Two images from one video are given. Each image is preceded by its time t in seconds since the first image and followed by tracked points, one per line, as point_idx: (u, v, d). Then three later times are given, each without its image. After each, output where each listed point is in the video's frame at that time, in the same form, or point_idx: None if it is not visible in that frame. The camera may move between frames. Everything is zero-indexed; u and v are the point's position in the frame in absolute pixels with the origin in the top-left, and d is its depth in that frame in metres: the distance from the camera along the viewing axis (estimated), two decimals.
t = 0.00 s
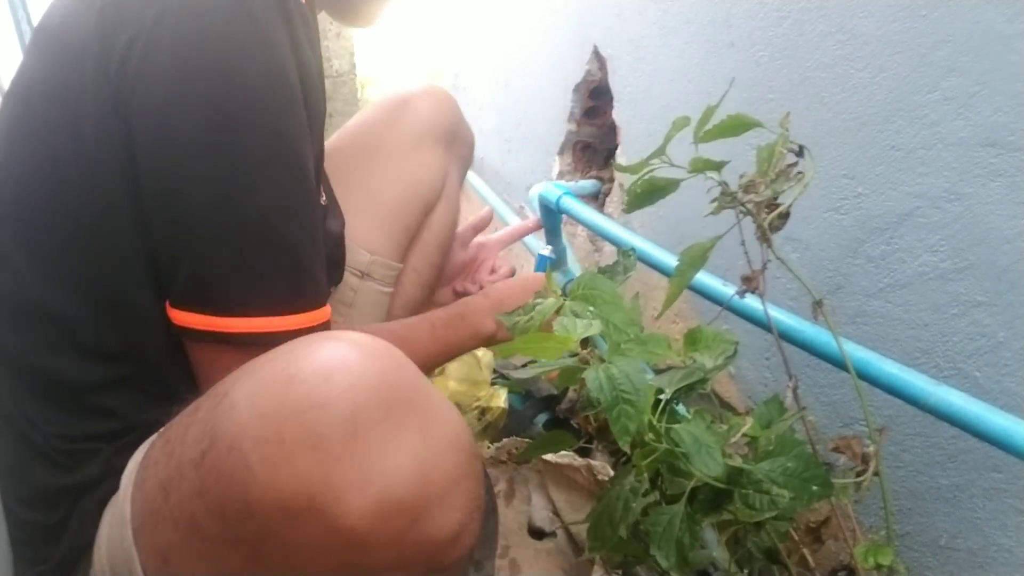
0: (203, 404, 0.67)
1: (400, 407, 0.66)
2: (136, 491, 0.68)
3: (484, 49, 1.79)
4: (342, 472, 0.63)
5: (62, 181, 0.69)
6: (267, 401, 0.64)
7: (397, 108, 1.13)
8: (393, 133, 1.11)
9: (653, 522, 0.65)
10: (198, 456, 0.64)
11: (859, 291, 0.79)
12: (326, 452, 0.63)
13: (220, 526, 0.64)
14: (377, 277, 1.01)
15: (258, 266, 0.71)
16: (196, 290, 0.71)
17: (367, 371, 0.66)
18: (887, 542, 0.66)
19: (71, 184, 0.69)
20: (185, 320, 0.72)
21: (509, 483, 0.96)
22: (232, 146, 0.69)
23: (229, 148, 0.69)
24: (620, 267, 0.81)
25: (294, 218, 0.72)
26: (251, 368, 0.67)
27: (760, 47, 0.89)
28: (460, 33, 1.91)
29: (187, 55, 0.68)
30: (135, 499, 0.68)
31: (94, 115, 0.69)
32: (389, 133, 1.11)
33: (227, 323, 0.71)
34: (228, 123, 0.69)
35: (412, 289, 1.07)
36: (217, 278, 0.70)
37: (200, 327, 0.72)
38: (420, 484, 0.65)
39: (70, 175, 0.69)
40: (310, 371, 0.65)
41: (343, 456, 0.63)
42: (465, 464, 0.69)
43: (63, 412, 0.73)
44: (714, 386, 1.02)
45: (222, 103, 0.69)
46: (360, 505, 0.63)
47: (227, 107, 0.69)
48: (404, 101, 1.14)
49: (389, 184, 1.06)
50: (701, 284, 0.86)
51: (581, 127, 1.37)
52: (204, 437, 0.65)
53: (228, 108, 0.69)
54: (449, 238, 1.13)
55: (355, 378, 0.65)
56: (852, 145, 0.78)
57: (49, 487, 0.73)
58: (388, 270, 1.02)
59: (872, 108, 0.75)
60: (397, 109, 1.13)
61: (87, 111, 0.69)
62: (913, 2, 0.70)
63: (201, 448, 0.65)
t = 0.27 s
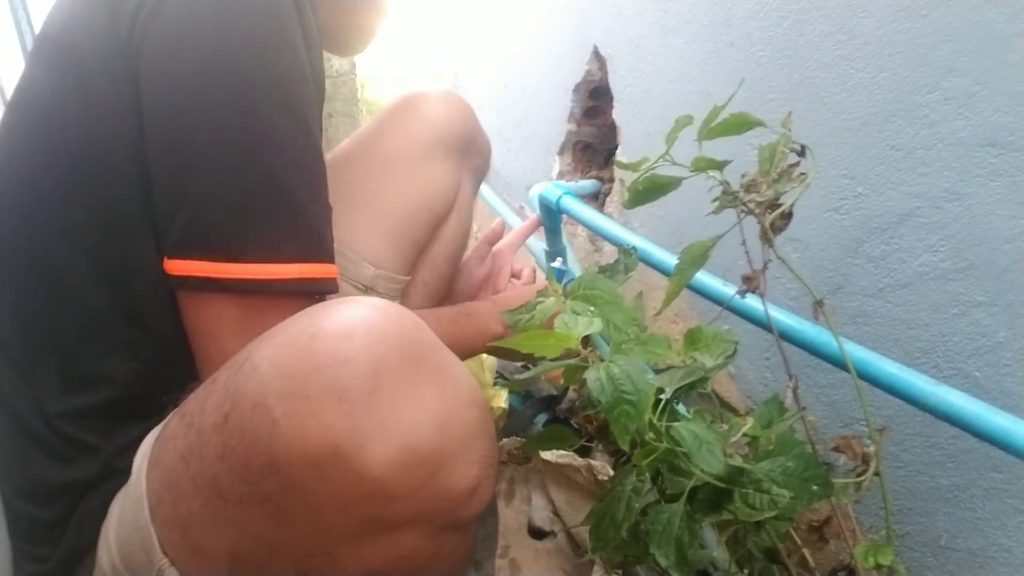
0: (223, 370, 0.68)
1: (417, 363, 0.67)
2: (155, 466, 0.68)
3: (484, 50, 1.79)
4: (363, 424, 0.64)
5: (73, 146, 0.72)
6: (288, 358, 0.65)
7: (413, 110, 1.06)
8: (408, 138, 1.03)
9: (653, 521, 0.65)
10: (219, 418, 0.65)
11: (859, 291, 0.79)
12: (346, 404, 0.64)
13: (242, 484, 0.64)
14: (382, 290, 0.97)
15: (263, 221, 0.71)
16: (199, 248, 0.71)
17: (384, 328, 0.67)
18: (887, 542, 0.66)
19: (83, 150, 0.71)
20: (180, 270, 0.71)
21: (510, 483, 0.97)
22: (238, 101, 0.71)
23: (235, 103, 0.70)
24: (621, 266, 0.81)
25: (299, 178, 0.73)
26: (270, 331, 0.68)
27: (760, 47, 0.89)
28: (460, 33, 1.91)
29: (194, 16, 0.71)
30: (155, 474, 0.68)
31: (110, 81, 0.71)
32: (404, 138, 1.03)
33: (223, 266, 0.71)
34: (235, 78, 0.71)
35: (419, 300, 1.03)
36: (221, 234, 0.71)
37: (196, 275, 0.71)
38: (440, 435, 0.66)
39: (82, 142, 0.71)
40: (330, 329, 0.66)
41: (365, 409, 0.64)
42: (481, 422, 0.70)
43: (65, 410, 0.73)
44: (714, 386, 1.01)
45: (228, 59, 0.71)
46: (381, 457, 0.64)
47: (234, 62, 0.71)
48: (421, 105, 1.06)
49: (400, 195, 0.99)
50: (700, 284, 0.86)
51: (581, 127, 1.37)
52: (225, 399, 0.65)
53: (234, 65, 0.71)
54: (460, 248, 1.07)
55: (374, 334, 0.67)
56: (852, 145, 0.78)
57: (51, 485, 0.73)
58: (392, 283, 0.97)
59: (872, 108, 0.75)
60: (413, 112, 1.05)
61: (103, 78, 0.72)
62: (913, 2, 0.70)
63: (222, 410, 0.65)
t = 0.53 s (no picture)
0: (229, 361, 0.68)
1: (423, 350, 0.68)
2: (161, 459, 0.68)
3: (484, 50, 1.79)
4: (370, 410, 0.64)
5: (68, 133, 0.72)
6: (296, 346, 0.65)
7: (418, 114, 1.06)
8: (414, 143, 1.03)
9: (653, 520, 0.65)
10: (226, 406, 0.65)
11: (859, 291, 0.79)
12: (354, 390, 0.64)
13: (250, 473, 0.64)
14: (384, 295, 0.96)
15: (256, 203, 0.71)
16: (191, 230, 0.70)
17: (390, 316, 0.68)
18: (887, 542, 0.66)
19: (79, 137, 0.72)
20: (174, 240, 0.70)
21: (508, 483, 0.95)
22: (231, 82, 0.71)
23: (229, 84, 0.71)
24: (623, 268, 0.81)
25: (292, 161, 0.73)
26: (277, 321, 0.68)
27: (760, 47, 0.89)
28: (460, 33, 1.91)
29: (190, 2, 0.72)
30: (161, 467, 0.68)
31: (106, 71, 0.73)
32: (410, 143, 1.03)
33: (217, 234, 0.70)
34: (230, 61, 0.71)
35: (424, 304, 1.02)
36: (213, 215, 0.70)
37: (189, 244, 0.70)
38: (446, 421, 0.66)
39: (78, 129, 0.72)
40: (337, 317, 0.67)
41: (373, 395, 0.64)
42: (485, 410, 0.70)
43: (68, 408, 0.73)
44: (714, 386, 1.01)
45: (222, 45, 0.71)
46: (388, 443, 0.64)
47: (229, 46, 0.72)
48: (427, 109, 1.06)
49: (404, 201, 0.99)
50: (700, 284, 0.86)
51: (581, 127, 1.37)
52: (233, 388, 0.65)
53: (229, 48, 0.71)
54: (467, 254, 1.07)
55: (381, 322, 0.67)
56: (852, 144, 0.78)
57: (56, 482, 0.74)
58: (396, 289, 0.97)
59: (872, 108, 0.75)
60: (419, 117, 1.05)
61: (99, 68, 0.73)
62: (913, 2, 0.70)
63: (229, 399, 0.65)
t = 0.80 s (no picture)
0: (231, 365, 0.68)
1: (426, 355, 0.68)
2: (161, 463, 0.68)
3: (484, 50, 1.79)
4: (373, 416, 0.64)
5: (67, 130, 0.72)
6: (298, 350, 0.65)
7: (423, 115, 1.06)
8: (416, 146, 1.03)
9: (653, 520, 0.65)
10: (227, 411, 0.64)
11: (859, 291, 0.79)
12: (356, 396, 0.64)
13: (251, 478, 0.64)
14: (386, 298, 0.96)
15: (253, 205, 0.71)
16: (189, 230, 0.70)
17: (392, 321, 0.68)
18: (887, 541, 0.66)
19: (78, 136, 0.72)
20: (178, 236, 0.70)
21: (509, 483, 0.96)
22: (230, 80, 0.71)
23: (228, 83, 0.71)
24: (624, 266, 0.82)
25: (291, 161, 0.73)
26: (278, 326, 0.68)
27: (760, 47, 0.89)
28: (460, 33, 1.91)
29: None
30: (161, 470, 0.68)
31: (106, 68, 0.73)
32: (412, 144, 1.03)
33: (222, 230, 0.70)
34: (229, 59, 0.71)
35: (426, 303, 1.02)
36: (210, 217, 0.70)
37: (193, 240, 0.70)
38: (448, 427, 0.66)
39: (77, 127, 0.72)
40: (339, 322, 0.67)
41: (375, 401, 0.64)
42: (487, 415, 0.70)
43: (68, 407, 0.74)
44: (714, 386, 1.01)
45: (220, 44, 0.71)
46: (391, 449, 0.64)
47: (228, 44, 0.71)
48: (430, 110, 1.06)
49: (405, 204, 0.99)
50: (700, 284, 0.86)
51: (581, 127, 1.37)
52: (234, 393, 0.65)
53: (228, 47, 0.71)
54: (468, 254, 1.07)
55: (383, 327, 0.67)
56: (852, 145, 0.78)
57: (55, 483, 0.74)
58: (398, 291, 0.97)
59: (872, 108, 0.75)
60: (421, 118, 1.05)
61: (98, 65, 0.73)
62: (913, 2, 0.70)
63: (230, 404, 0.65)
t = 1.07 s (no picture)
0: (229, 368, 0.68)
1: (423, 359, 0.68)
2: (159, 466, 0.68)
3: (484, 50, 1.79)
4: (369, 421, 0.64)
5: (65, 130, 0.72)
6: (295, 354, 0.65)
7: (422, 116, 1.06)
8: (415, 147, 1.03)
9: (652, 519, 0.65)
10: (224, 415, 0.65)
11: (859, 291, 0.79)
12: (353, 400, 0.64)
13: (248, 483, 0.64)
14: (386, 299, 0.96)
15: (251, 205, 0.71)
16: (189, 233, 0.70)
17: (389, 325, 0.67)
18: (887, 542, 0.66)
19: (76, 137, 0.72)
20: (177, 241, 0.70)
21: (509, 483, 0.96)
22: (227, 80, 0.71)
23: (225, 83, 0.71)
24: (622, 267, 0.82)
25: (287, 162, 0.73)
26: (276, 330, 0.68)
27: (760, 47, 0.89)
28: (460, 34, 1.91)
29: None
30: (158, 474, 0.68)
31: (105, 69, 0.73)
32: (411, 145, 1.03)
33: (222, 237, 0.70)
34: (227, 59, 0.71)
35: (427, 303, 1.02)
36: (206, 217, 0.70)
37: (194, 245, 0.70)
38: (445, 432, 0.66)
39: (75, 127, 0.72)
40: (336, 326, 0.66)
41: (371, 406, 0.64)
42: (484, 420, 0.70)
43: (67, 409, 0.74)
44: (714, 386, 1.01)
45: (216, 44, 0.71)
46: (387, 454, 0.64)
47: (226, 45, 0.72)
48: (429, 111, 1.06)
49: (405, 205, 0.99)
50: (700, 283, 0.86)
51: (581, 127, 1.37)
52: (231, 397, 0.65)
53: (226, 47, 0.71)
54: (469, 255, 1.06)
55: (380, 331, 0.67)
56: (852, 145, 0.78)
57: (55, 483, 0.74)
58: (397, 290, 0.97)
59: (872, 108, 0.75)
60: (421, 119, 1.05)
61: (97, 66, 0.73)
62: (913, 2, 0.70)
63: (227, 408, 0.65)
